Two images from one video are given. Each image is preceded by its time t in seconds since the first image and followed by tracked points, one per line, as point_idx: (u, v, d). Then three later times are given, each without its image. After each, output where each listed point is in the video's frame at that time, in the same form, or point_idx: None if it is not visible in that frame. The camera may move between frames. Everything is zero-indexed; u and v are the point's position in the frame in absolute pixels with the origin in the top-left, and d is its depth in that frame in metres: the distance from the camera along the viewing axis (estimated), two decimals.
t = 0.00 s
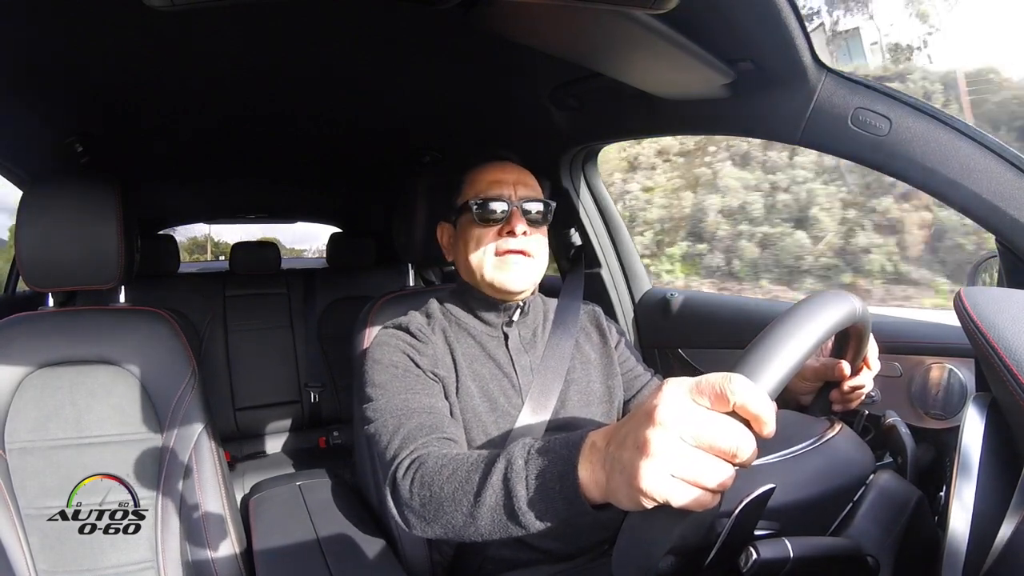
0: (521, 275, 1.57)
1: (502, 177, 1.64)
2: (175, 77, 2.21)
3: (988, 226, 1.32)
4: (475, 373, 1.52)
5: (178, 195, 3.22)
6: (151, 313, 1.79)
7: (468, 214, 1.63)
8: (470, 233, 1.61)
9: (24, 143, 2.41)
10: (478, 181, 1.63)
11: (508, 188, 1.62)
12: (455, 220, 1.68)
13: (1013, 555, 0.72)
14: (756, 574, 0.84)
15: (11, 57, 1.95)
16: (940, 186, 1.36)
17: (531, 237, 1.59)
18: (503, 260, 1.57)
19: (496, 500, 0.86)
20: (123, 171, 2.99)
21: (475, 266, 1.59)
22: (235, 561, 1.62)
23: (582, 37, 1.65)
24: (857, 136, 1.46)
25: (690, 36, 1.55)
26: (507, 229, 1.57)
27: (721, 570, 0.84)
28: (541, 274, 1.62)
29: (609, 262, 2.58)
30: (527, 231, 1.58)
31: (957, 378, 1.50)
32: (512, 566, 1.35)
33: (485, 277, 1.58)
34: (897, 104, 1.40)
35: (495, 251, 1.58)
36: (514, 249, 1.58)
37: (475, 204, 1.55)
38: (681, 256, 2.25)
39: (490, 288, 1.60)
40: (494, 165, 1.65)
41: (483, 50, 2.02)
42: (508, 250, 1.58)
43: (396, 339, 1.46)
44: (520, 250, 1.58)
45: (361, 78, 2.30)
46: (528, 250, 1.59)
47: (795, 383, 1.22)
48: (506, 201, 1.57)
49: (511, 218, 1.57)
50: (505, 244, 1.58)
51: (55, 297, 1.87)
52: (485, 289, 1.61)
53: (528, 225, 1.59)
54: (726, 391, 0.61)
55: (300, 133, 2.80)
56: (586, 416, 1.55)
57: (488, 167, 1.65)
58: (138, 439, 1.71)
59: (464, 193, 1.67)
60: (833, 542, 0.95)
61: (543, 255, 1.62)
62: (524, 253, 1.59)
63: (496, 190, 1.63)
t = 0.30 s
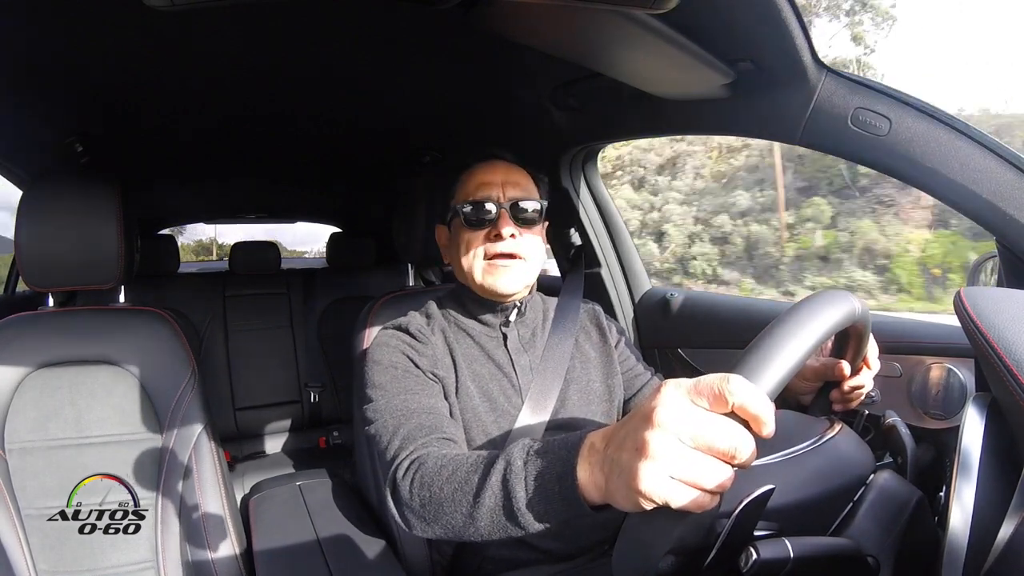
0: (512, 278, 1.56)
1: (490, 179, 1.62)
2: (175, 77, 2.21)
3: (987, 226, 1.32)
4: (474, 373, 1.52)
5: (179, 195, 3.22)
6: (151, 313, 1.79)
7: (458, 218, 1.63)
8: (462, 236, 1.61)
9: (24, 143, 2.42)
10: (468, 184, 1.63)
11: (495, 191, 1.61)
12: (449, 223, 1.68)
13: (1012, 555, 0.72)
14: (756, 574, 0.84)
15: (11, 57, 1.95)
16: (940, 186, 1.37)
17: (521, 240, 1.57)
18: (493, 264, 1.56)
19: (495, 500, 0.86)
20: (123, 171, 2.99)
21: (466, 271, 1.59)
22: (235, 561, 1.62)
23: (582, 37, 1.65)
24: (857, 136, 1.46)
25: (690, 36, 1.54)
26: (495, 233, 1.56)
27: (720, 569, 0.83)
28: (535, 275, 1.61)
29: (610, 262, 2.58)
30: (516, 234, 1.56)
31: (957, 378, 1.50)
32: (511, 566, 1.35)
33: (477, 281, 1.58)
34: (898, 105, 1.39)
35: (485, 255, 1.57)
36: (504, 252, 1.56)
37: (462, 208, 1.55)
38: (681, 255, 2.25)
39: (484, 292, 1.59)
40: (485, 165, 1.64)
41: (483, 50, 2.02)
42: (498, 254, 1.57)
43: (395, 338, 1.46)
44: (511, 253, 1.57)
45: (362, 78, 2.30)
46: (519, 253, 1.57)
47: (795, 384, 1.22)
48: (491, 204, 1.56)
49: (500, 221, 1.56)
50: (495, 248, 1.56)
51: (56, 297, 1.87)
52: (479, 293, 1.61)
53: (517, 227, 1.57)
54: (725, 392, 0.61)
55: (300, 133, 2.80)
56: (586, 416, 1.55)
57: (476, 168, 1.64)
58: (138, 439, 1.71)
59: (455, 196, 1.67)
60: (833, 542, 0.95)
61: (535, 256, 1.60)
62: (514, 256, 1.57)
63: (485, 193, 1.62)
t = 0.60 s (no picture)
0: (521, 279, 1.56)
1: (492, 180, 1.63)
2: (175, 77, 2.21)
3: (987, 226, 1.32)
4: (474, 377, 1.52)
5: (179, 194, 3.22)
6: (151, 313, 1.79)
7: (462, 221, 1.61)
8: (465, 239, 1.60)
9: (25, 143, 2.42)
10: (469, 186, 1.62)
11: (499, 192, 1.61)
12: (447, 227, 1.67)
13: (1012, 555, 0.72)
14: (756, 574, 0.84)
15: (11, 56, 1.95)
16: (940, 186, 1.36)
17: (528, 240, 1.58)
18: (502, 265, 1.55)
19: (498, 511, 0.86)
20: (123, 171, 2.99)
21: (473, 274, 1.57)
22: (235, 560, 1.62)
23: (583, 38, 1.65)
24: (858, 137, 1.45)
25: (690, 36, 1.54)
26: (504, 234, 1.56)
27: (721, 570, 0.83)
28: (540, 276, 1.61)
29: (610, 262, 2.58)
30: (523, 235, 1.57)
31: (957, 379, 1.50)
32: (511, 566, 1.35)
33: (485, 284, 1.56)
34: (899, 105, 1.40)
35: (493, 257, 1.56)
36: (513, 254, 1.56)
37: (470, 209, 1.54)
38: (679, 255, 2.25)
39: (491, 295, 1.58)
40: (482, 167, 1.64)
41: (483, 50, 2.02)
42: (506, 255, 1.56)
43: (393, 347, 1.45)
44: (519, 254, 1.57)
45: (361, 78, 2.30)
46: (526, 253, 1.57)
47: (795, 382, 1.22)
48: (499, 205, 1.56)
49: (505, 221, 1.56)
50: (503, 249, 1.56)
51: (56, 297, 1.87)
52: (486, 296, 1.59)
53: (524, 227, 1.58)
54: (722, 394, 0.61)
55: (300, 133, 2.80)
56: (586, 415, 1.56)
57: (475, 168, 1.63)
58: (138, 439, 1.71)
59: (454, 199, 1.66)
60: (833, 542, 0.95)
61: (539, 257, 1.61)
62: (522, 257, 1.57)
63: (488, 194, 1.62)
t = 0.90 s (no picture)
0: (513, 273, 1.56)
1: (479, 178, 1.63)
2: (175, 77, 2.22)
3: (987, 226, 1.32)
4: (472, 377, 1.52)
5: (179, 194, 3.23)
6: (151, 313, 1.79)
7: (451, 220, 1.61)
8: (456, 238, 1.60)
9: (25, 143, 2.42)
10: (457, 184, 1.62)
11: (487, 189, 1.61)
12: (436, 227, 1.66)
13: (1012, 555, 0.72)
14: (756, 574, 0.84)
15: (13, 57, 1.95)
16: (940, 187, 1.36)
17: (518, 236, 1.58)
18: (494, 261, 1.55)
19: (496, 511, 0.86)
20: (124, 171, 3.00)
21: (464, 272, 1.57)
22: (235, 561, 1.62)
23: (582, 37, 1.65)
24: (858, 137, 1.45)
25: (690, 36, 1.54)
26: (494, 230, 1.56)
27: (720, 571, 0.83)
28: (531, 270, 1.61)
29: (610, 261, 2.58)
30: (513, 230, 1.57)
31: (957, 379, 1.50)
32: (511, 566, 1.35)
33: (477, 280, 1.56)
34: (899, 105, 1.39)
35: (483, 253, 1.56)
36: (504, 249, 1.56)
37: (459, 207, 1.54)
38: (679, 254, 2.25)
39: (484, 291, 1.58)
40: (469, 166, 1.64)
41: (483, 50, 2.02)
42: (497, 251, 1.56)
43: (389, 346, 1.45)
44: (510, 249, 1.57)
45: (361, 78, 2.30)
46: (517, 248, 1.57)
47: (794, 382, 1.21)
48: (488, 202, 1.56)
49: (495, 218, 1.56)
50: (494, 245, 1.56)
51: (57, 296, 1.88)
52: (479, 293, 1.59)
53: (514, 222, 1.58)
54: (718, 399, 0.61)
55: (300, 134, 2.80)
56: (585, 414, 1.56)
57: (463, 167, 1.64)
58: (138, 439, 1.71)
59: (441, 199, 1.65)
60: (833, 542, 0.95)
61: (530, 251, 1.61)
62: (514, 252, 1.57)
63: (475, 192, 1.62)
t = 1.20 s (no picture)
0: (525, 271, 1.58)
1: (491, 176, 1.64)
2: (175, 77, 2.22)
3: (988, 226, 1.32)
4: (475, 378, 1.52)
5: (179, 194, 3.23)
6: (151, 313, 1.79)
7: (463, 217, 1.62)
8: (470, 234, 1.60)
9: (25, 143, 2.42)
10: (469, 182, 1.63)
11: (500, 187, 1.63)
12: (447, 225, 1.67)
13: (1012, 556, 0.72)
14: (757, 574, 0.84)
15: (13, 57, 1.95)
16: (939, 187, 1.36)
17: (530, 234, 1.60)
18: (507, 257, 1.57)
19: (496, 514, 0.86)
20: (124, 171, 3.00)
21: (478, 268, 1.58)
22: (235, 562, 1.62)
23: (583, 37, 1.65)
24: (857, 137, 1.45)
25: (690, 36, 1.54)
26: (508, 227, 1.58)
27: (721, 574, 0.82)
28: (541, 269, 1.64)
29: (610, 262, 2.58)
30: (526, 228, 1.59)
31: (957, 379, 1.50)
32: (510, 566, 1.35)
33: (490, 277, 1.58)
34: (899, 105, 1.38)
35: (497, 250, 1.58)
36: (517, 246, 1.58)
37: (474, 204, 1.55)
38: (679, 254, 2.25)
39: (496, 288, 1.59)
40: (481, 165, 1.65)
41: (483, 50, 2.02)
42: (510, 248, 1.58)
43: (393, 346, 1.45)
44: (522, 247, 1.59)
45: (361, 78, 2.30)
46: (529, 246, 1.59)
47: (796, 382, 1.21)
48: (502, 200, 1.58)
49: (509, 216, 1.58)
50: (507, 242, 1.58)
51: (56, 296, 1.88)
52: (491, 290, 1.61)
53: (527, 220, 1.60)
54: (715, 404, 0.61)
55: (299, 134, 2.80)
56: (587, 416, 1.56)
57: (474, 166, 1.64)
58: (138, 440, 1.71)
59: (453, 197, 1.66)
60: (834, 543, 0.95)
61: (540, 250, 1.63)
62: (525, 249, 1.59)
63: (488, 190, 1.63)
